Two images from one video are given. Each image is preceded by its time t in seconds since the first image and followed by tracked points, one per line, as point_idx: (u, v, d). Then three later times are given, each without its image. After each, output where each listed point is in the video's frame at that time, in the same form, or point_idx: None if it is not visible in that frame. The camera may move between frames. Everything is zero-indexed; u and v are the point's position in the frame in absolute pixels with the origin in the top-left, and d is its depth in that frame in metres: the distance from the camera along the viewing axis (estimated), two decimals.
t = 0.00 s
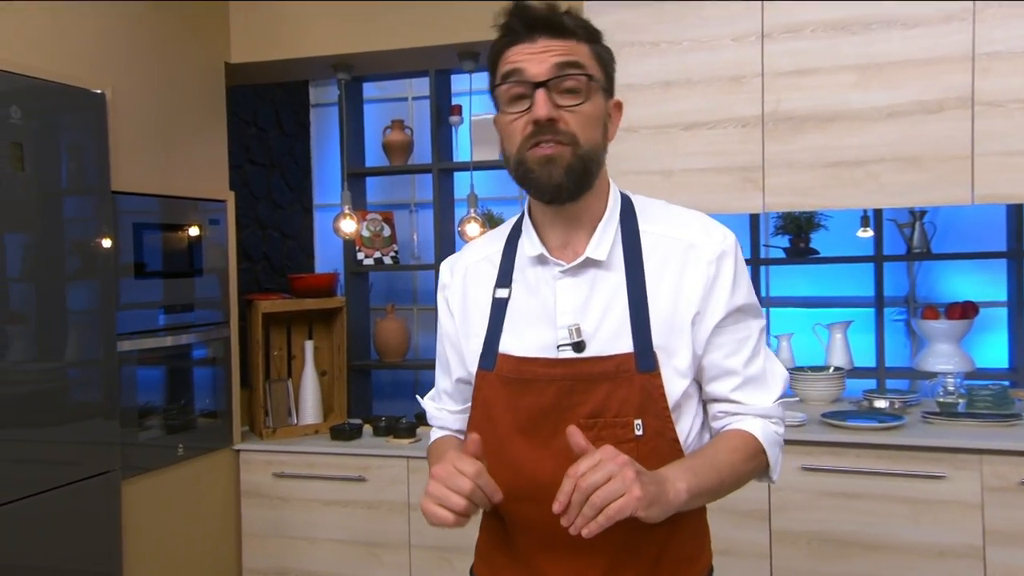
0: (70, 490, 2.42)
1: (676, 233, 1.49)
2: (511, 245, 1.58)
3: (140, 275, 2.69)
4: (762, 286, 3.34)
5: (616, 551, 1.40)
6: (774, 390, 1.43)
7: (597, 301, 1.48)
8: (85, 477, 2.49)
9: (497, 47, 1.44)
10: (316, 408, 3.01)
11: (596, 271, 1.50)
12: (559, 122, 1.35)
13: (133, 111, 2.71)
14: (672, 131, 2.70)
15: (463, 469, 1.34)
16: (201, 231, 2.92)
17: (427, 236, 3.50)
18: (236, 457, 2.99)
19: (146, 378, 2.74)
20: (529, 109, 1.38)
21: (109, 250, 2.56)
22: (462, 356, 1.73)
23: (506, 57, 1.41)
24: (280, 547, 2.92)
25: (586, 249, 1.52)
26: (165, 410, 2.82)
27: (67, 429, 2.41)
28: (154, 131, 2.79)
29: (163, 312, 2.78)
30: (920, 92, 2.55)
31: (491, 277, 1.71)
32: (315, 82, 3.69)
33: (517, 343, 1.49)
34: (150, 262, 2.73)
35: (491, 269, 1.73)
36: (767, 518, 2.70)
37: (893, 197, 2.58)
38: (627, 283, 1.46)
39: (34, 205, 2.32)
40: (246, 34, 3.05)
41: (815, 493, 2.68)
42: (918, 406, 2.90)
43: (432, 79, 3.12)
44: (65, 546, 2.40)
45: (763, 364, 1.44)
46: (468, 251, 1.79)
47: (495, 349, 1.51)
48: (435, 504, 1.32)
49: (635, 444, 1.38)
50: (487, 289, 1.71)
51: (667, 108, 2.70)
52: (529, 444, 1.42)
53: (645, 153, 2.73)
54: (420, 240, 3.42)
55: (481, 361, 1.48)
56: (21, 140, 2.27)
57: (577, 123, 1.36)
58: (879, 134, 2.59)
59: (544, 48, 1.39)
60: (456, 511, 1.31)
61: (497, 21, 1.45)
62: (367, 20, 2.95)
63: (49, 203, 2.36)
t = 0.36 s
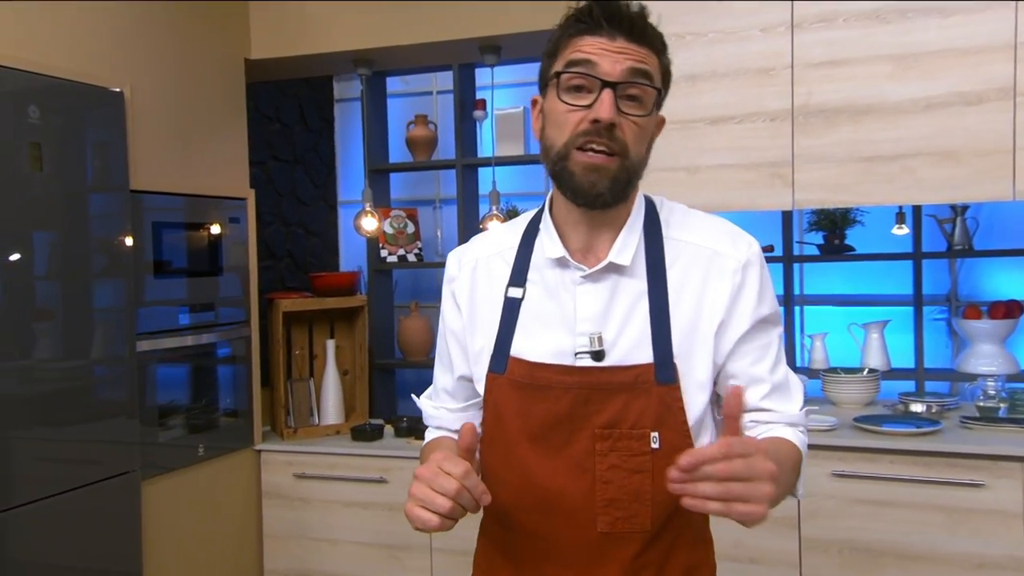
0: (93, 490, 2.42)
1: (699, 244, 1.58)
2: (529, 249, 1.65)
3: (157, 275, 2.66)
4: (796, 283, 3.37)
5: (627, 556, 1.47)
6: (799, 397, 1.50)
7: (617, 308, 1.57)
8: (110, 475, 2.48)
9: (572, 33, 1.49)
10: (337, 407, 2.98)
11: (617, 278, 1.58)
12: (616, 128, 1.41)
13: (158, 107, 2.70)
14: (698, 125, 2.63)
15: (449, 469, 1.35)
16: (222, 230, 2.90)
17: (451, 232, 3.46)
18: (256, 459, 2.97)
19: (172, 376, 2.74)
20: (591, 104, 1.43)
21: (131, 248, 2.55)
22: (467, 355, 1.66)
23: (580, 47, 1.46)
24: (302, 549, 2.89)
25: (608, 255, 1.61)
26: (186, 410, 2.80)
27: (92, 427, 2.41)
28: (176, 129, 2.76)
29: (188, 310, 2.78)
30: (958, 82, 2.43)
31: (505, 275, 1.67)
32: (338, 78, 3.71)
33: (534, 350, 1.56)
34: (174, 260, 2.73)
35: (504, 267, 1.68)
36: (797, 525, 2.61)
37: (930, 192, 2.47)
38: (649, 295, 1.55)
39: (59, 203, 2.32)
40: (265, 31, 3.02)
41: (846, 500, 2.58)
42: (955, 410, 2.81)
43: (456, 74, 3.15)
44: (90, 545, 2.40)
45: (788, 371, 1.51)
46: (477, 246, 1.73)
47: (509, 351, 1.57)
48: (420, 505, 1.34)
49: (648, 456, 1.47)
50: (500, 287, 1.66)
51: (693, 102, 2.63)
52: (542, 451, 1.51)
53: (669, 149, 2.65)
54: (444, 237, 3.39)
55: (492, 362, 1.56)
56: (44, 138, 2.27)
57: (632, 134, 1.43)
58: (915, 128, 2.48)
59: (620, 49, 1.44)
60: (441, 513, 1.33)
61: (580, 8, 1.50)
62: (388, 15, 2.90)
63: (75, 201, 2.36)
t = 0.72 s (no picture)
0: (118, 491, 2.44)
1: (723, 264, 1.48)
2: (548, 256, 1.55)
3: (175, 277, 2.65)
4: (830, 285, 3.35)
5: None
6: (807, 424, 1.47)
7: (634, 326, 1.47)
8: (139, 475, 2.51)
9: (601, 45, 1.41)
10: (357, 410, 2.96)
11: (636, 294, 1.49)
12: (650, 150, 1.35)
13: (181, 106, 2.70)
14: (720, 124, 2.58)
15: (435, 488, 1.30)
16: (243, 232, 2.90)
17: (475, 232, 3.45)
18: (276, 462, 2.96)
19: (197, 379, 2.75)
20: (623, 123, 1.36)
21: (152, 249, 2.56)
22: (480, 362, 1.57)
23: (610, 63, 1.38)
24: (322, 554, 2.88)
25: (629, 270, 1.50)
26: (208, 412, 2.80)
27: (117, 428, 2.43)
28: (195, 130, 2.75)
29: (210, 312, 2.77)
30: (990, 78, 2.35)
31: (521, 279, 1.57)
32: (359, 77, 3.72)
33: (545, 363, 1.48)
34: (200, 261, 2.74)
35: (522, 270, 1.58)
36: (823, 536, 2.54)
37: (961, 192, 2.39)
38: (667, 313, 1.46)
39: (86, 204, 2.34)
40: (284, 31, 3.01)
41: (874, 510, 2.50)
42: (992, 417, 2.72)
43: (478, 71, 3.09)
44: (113, 545, 2.42)
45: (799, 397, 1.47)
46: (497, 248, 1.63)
47: (521, 361, 1.50)
48: (408, 527, 1.29)
49: (657, 479, 1.41)
50: (516, 292, 1.56)
51: (716, 100, 2.57)
52: (550, 465, 1.46)
53: (691, 149, 2.59)
54: (468, 237, 3.38)
55: (503, 372, 1.49)
56: (71, 139, 2.30)
57: (666, 154, 1.36)
58: (944, 126, 2.40)
59: (652, 65, 1.37)
60: (429, 534, 1.28)
61: (608, 17, 1.41)
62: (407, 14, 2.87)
63: (101, 202, 2.38)
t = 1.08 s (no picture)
0: (139, 497, 2.46)
1: (723, 271, 1.45)
2: (547, 268, 1.51)
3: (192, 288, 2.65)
4: (862, 290, 3.27)
5: None
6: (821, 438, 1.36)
7: (634, 336, 1.43)
8: (161, 481, 2.54)
9: (607, 54, 1.41)
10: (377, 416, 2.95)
11: (637, 303, 1.44)
12: (642, 158, 1.33)
13: (203, 113, 2.71)
14: (740, 127, 2.52)
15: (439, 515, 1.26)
16: (263, 238, 2.90)
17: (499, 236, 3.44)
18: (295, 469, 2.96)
19: (221, 384, 2.77)
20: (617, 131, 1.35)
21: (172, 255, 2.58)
22: (479, 377, 1.53)
23: (612, 71, 1.38)
24: (342, 562, 2.88)
25: (628, 277, 1.46)
26: (228, 419, 2.81)
27: (143, 434, 2.47)
28: (217, 137, 2.76)
29: (233, 318, 2.79)
30: (1020, 77, 2.27)
31: (521, 292, 1.53)
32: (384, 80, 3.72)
33: (545, 376, 1.43)
34: (224, 266, 2.76)
35: (521, 282, 1.54)
36: (847, 549, 2.47)
37: (989, 195, 2.31)
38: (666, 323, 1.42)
39: (110, 213, 2.37)
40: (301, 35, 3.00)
41: (901, 523, 2.43)
42: None
43: (500, 75, 3.11)
44: (135, 550, 2.44)
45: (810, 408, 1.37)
46: (496, 259, 1.59)
47: (521, 375, 1.45)
48: (415, 557, 1.26)
49: (659, 493, 1.35)
50: (515, 304, 1.52)
51: (735, 102, 2.52)
52: (548, 481, 1.40)
53: (710, 152, 2.54)
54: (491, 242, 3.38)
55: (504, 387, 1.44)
56: (96, 150, 2.33)
57: (659, 165, 1.34)
58: (972, 126, 2.32)
59: (653, 77, 1.35)
60: (438, 563, 1.25)
61: (618, 27, 1.41)
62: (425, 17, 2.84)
63: (126, 210, 2.42)
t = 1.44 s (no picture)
0: (157, 501, 2.49)
1: (713, 284, 1.41)
2: (537, 279, 1.50)
3: (208, 294, 2.65)
4: (894, 293, 3.24)
5: None
6: (790, 467, 1.35)
7: (622, 351, 1.40)
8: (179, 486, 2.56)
9: (584, 67, 1.34)
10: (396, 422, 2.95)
11: (625, 316, 1.42)
12: (633, 170, 1.27)
13: (219, 117, 2.71)
14: (758, 129, 2.49)
15: (410, 538, 1.25)
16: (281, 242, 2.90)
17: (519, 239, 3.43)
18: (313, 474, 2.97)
19: (242, 389, 2.80)
20: (606, 144, 1.29)
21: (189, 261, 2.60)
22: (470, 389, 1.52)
23: (593, 83, 1.32)
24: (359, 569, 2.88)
25: (616, 291, 1.43)
26: (248, 424, 2.83)
27: (164, 439, 2.50)
28: (234, 142, 2.76)
29: (254, 323, 2.81)
30: None
31: (510, 304, 1.52)
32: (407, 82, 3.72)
33: (532, 392, 1.42)
34: (246, 270, 2.79)
35: (512, 294, 1.53)
36: (867, 561, 2.42)
37: (1014, 198, 2.25)
38: (653, 339, 1.39)
39: (132, 219, 2.40)
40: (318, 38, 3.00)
41: (923, 535, 2.37)
42: None
43: (520, 77, 3.09)
44: (150, 557, 2.46)
45: (784, 435, 1.35)
46: (488, 270, 1.59)
47: (509, 389, 1.44)
48: None
49: (643, 510, 1.32)
50: (505, 317, 1.51)
51: (753, 104, 2.49)
52: (533, 497, 1.38)
53: (727, 155, 2.52)
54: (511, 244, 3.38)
55: (491, 401, 1.43)
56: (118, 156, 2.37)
57: (651, 175, 1.29)
58: (996, 127, 2.27)
59: (635, 84, 1.29)
60: None
61: (591, 39, 1.35)
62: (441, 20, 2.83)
63: (150, 215, 2.45)
